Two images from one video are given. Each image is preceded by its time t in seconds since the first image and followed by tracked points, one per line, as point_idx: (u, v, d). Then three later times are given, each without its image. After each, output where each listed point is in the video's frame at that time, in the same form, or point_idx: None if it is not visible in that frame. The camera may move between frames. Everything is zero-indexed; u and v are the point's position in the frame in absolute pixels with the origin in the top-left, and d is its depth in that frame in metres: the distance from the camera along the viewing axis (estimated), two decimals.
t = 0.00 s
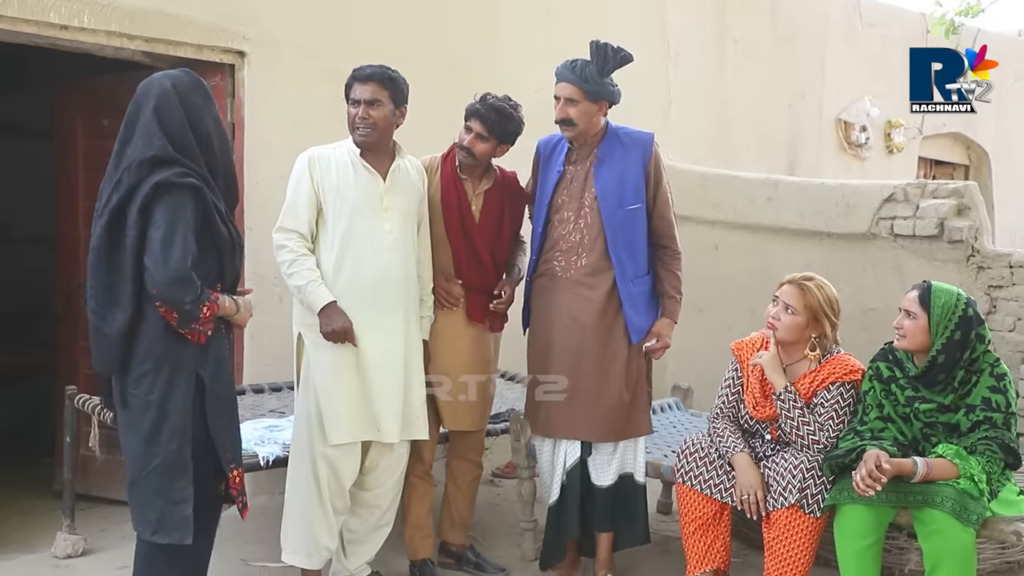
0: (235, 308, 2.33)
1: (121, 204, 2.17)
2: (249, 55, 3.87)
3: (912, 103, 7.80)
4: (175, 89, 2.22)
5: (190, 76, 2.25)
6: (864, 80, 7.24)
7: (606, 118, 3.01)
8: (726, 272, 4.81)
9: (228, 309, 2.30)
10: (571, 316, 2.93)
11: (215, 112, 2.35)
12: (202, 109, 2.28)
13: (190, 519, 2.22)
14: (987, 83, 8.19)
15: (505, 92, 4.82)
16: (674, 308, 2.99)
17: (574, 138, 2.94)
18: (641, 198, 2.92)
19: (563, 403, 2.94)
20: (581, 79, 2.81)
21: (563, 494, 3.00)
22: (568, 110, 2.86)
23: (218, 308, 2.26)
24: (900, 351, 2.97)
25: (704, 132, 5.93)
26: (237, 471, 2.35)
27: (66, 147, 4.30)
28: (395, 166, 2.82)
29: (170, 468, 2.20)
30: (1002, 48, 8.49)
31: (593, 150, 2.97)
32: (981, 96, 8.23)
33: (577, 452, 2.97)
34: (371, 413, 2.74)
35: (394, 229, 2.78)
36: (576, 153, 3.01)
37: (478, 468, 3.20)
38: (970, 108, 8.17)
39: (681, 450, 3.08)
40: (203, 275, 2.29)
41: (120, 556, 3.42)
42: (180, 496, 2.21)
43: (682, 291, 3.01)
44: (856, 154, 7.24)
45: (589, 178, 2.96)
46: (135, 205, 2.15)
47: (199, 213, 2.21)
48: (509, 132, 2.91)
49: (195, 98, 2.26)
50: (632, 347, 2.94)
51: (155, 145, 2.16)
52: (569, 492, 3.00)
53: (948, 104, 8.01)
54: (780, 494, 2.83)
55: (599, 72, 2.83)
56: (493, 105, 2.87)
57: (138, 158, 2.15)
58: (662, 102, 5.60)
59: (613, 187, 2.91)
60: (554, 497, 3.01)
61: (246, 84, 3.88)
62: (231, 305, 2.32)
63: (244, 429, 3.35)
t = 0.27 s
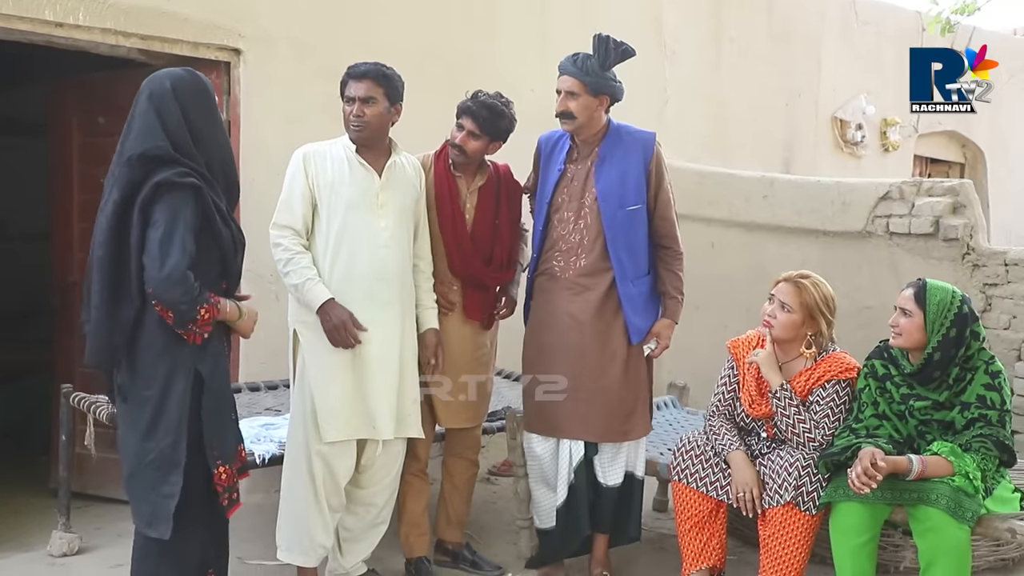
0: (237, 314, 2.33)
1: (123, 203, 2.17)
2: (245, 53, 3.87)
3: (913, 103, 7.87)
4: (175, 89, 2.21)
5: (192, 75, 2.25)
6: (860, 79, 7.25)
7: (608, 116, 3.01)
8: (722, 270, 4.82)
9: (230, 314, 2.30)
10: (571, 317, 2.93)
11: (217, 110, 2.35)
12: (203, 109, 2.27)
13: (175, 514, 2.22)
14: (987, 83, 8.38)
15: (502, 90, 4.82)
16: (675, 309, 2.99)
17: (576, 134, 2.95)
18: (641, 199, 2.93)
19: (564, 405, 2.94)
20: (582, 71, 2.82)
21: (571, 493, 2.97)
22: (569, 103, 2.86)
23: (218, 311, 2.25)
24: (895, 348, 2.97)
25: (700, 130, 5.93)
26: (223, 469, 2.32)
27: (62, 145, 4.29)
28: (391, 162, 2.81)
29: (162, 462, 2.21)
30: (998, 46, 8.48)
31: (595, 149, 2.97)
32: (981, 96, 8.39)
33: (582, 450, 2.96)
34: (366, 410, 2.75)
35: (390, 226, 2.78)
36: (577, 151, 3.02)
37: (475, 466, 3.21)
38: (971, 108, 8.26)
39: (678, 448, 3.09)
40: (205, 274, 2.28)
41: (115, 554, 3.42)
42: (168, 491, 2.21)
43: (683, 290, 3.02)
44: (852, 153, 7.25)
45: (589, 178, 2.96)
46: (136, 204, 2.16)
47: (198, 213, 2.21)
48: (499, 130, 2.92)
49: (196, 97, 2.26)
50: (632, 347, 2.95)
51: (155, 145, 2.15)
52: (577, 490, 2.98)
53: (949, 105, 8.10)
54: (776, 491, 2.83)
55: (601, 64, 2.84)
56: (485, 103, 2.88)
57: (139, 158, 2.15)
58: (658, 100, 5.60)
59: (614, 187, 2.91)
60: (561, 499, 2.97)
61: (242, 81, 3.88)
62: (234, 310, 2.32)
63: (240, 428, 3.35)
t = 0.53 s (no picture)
0: (231, 312, 2.33)
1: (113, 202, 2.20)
2: (239, 51, 3.86)
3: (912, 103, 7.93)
4: (165, 90, 2.21)
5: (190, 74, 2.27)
6: (855, 77, 7.25)
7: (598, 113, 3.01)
8: (716, 268, 4.82)
9: (222, 312, 2.30)
10: (563, 313, 2.93)
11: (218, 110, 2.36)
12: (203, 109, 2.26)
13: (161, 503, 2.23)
14: (987, 83, 8.40)
15: (496, 87, 4.82)
16: (661, 308, 2.97)
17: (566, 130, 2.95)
18: (633, 195, 2.92)
19: (557, 402, 2.94)
20: (571, 67, 2.82)
21: (556, 493, 2.97)
22: (559, 99, 2.87)
23: (209, 309, 2.25)
24: (889, 347, 2.98)
25: (695, 128, 5.93)
26: (227, 456, 2.36)
27: (55, 142, 4.28)
28: (388, 162, 2.80)
29: (149, 452, 2.23)
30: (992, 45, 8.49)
31: (586, 145, 2.99)
32: (981, 96, 8.41)
33: (572, 451, 2.96)
34: (362, 410, 2.74)
35: (386, 225, 2.77)
36: (568, 148, 3.03)
37: (470, 465, 3.21)
38: (970, 108, 8.34)
39: (672, 446, 3.09)
40: (195, 272, 2.28)
41: (109, 553, 3.41)
42: (154, 480, 2.22)
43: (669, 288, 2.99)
44: (846, 151, 7.25)
45: (580, 174, 2.97)
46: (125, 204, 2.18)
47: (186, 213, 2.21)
48: (497, 130, 2.92)
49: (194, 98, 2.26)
50: (620, 344, 2.95)
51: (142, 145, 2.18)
52: (564, 491, 2.97)
53: (944, 104, 8.11)
54: (770, 489, 2.84)
55: (590, 60, 2.84)
56: (480, 104, 2.87)
57: (126, 158, 2.18)
58: (653, 98, 5.60)
59: (605, 184, 2.92)
60: (547, 498, 2.98)
61: (236, 79, 3.87)
62: (227, 309, 2.31)
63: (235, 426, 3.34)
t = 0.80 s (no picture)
0: (212, 302, 2.35)
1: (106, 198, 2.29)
2: (233, 49, 3.85)
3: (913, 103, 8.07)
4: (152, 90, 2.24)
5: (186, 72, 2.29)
6: (848, 75, 7.27)
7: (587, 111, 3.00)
8: (710, 266, 4.83)
9: (198, 302, 2.31)
10: (553, 311, 2.92)
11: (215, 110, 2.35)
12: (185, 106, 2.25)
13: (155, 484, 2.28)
14: (987, 83, 8.58)
15: (491, 86, 4.82)
16: (650, 307, 2.98)
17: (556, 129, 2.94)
18: (622, 194, 2.93)
19: (545, 400, 2.93)
20: (558, 70, 2.80)
21: (545, 492, 2.98)
22: (549, 102, 2.86)
23: (183, 302, 2.27)
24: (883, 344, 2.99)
25: (690, 126, 5.94)
26: (199, 452, 2.35)
27: (49, 140, 4.27)
28: (382, 160, 2.81)
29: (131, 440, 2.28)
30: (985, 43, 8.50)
31: (575, 143, 2.97)
32: (981, 96, 8.59)
33: (559, 449, 2.97)
34: (352, 408, 2.73)
35: (380, 224, 2.77)
36: (557, 146, 3.02)
37: (465, 463, 3.21)
38: (971, 108, 8.49)
39: (667, 444, 3.09)
40: (172, 268, 2.28)
41: (103, 552, 3.41)
42: (146, 463, 2.27)
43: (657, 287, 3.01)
44: (840, 149, 7.27)
45: (569, 172, 2.96)
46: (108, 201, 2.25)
47: (156, 211, 2.21)
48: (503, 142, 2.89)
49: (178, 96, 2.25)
50: (609, 343, 2.95)
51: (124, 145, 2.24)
52: (551, 490, 2.98)
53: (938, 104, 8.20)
54: (764, 487, 2.84)
55: (576, 61, 2.82)
56: (487, 122, 2.84)
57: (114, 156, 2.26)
58: (647, 97, 5.61)
59: (595, 182, 2.91)
60: (536, 496, 2.99)
61: (230, 77, 3.86)
62: (204, 299, 2.33)
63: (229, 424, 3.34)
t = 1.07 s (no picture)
0: (190, 302, 2.32)
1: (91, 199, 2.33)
2: (227, 46, 3.84)
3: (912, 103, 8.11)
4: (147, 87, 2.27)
5: (175, 72, 2.30)
6: (842, 74, 7.28)
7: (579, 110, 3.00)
8: (705, 264, 4.84)
9: (175, 301, 2.29)
10: (545, 308, 2.92)
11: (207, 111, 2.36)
12: (172, 105, 2.27)
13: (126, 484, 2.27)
14: (987, 83, 8.58)
15: (486, 84, 4.82)
16: (639, 305, 2.96)
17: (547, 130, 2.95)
18: (612, 191, 2.92)
19: (537, 398, 2.93)
20: (552, 85, 2.80)
21: (536, 488, 3.00)
22: (548, 115, 2.87)
23: (159, 301, 2.25)
24: (877, 343, 2.99)
25: (684, 125, 5.95)
26: (170, 451, 2.30)
27: (42, 138, 4.26)
28: (376, 156, 2.80)
29: (112, 435, 2.28)
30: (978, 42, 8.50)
31: (565, 143, 2.97)
32: (981, 96, 8.59)
33: (548, 448, 2.97)
34: (342, 406, 2.73)
35: (371, 223, 2.77)
36: (548, 145, 3.01)
37: (459, 461, 3.20)
38: (970, 108, 8.47)
39: (661, 442, 3.10)
40: (152, 267, 2.29)
41: (97, 550, 3.40)
42: (117, 462, 2.27)
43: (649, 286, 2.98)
44: (834, 148, 7.28)
45: (560, 170, 2.96)
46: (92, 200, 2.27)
47: (132, 209, 2.22)
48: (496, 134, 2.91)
49: (167, 95, 2.27)
50: (598, 341, 2.94)
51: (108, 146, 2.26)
52: (542, 487, 2.99)
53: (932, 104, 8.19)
54: (758, 484, 2.85)
55: (569, 74, 2.81)
56: (481, 111, 2.85)
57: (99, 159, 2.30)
58: (642, 95, 5.61)
59: (585, 180, 2.91)
60: (527, 494, 3.00)
61: (224, 75, 3.85)
62: (182, 297, 2.30)
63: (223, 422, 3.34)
